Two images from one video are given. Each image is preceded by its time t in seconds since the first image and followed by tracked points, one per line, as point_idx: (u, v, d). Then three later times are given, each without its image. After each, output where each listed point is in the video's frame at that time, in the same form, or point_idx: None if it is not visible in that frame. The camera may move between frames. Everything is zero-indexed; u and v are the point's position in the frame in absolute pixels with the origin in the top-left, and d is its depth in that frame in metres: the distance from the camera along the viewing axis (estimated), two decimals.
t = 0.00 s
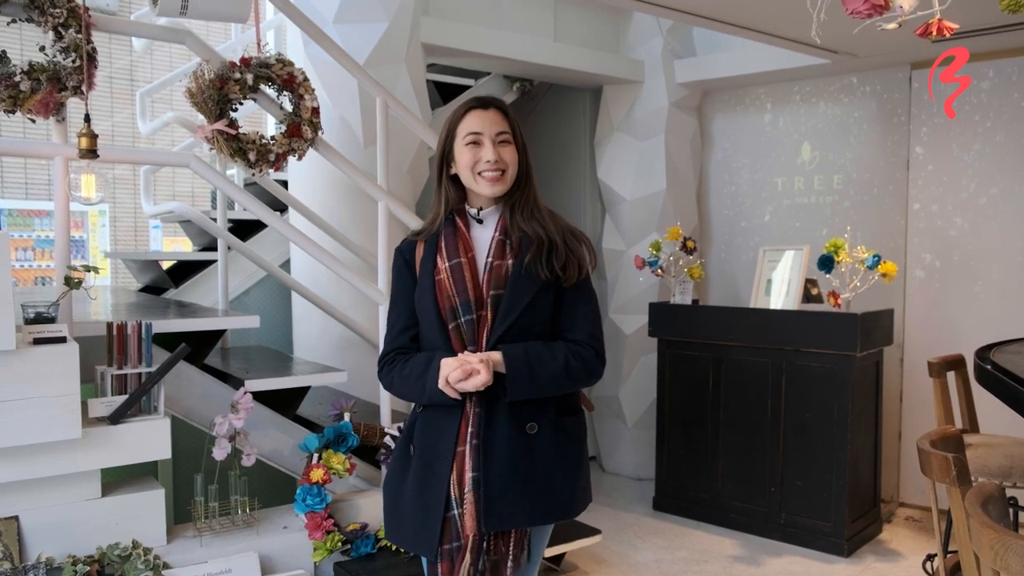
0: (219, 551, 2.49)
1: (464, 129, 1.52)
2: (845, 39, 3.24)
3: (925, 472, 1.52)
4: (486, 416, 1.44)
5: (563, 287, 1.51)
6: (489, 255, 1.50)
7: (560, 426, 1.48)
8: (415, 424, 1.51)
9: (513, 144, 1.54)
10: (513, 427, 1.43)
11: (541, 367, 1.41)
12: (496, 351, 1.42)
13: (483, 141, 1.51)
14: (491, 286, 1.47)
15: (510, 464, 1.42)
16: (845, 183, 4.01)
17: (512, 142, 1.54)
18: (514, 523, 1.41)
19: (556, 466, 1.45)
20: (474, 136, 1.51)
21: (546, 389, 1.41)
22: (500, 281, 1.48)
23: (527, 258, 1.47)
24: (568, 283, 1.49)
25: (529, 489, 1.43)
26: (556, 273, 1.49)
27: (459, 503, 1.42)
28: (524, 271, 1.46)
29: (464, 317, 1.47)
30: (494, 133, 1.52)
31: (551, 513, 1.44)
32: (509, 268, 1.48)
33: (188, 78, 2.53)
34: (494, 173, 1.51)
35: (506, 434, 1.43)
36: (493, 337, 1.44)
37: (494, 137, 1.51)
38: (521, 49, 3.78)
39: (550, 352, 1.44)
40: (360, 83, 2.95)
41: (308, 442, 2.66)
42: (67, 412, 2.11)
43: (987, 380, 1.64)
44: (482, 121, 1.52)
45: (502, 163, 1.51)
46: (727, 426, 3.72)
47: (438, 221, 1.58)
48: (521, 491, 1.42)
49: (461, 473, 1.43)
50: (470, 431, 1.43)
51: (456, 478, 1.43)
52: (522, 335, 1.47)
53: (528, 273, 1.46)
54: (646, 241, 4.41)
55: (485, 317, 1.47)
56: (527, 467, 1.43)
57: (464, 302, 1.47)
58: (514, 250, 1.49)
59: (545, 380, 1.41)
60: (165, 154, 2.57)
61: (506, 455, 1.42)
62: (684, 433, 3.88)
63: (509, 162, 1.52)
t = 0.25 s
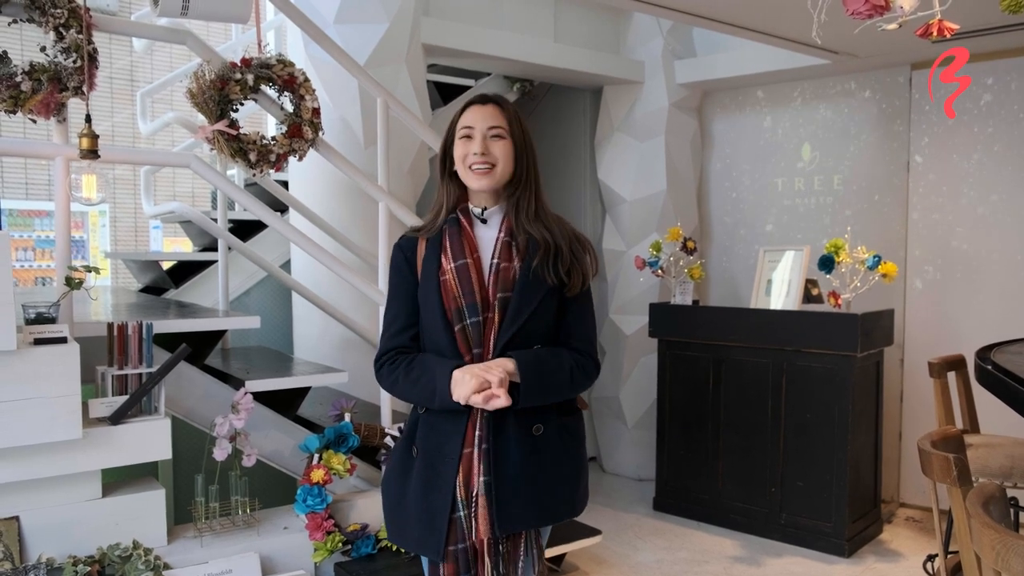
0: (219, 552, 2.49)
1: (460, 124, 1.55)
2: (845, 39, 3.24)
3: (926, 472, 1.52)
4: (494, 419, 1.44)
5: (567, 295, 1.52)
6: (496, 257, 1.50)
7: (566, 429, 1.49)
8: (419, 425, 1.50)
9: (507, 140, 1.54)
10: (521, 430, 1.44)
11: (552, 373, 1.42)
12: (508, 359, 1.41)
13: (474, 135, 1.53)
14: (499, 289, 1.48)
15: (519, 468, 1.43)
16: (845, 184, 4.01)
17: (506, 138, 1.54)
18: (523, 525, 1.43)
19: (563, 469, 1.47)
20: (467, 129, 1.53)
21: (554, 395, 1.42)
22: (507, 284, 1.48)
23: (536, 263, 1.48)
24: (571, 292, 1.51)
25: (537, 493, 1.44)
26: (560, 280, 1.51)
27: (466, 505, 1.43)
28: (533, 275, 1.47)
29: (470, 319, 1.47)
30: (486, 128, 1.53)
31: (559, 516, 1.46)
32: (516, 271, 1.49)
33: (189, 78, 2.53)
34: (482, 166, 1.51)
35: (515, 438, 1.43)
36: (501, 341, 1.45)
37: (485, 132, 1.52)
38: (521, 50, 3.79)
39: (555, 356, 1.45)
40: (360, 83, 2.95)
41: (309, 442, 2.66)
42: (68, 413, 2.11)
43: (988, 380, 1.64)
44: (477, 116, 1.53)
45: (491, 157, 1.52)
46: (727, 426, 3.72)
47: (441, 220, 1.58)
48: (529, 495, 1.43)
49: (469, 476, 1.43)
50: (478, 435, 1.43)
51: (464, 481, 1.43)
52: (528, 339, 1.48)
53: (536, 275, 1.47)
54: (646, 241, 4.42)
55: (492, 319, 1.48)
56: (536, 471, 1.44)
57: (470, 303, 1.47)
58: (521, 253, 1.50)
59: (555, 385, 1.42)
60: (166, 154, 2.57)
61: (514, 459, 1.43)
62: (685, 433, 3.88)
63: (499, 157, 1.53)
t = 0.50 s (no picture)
0: (219, 553, 2.49)
1: (486, 126, 1.54)
2: (846, 40, 3.24)
3: (927, 473, 1.52)
4: (482, 418, 1.44)
5: (563, 315, 1.52)
6: (499, 258, 1.51)
7: (556, 433, 1.50)
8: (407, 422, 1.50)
9: (523, 155, 1.52)
10: (510, 431, 1.45)
11: (544, 376, 1.42)
12: (499, 357, 1.41)
13: (492, 142, 1.52)
14: (498, 289, 1.48)
15: (505, 467, 1.43)
16: (845, 184, 4.01)
17: (522, 153, 1.52)
18: (505, 525, 1.43)
19: (549, 471, 1.47)
20: (489, 134, 1.52)
21: (545, 398, 1.42)
22: (507, 285, 1.49)
23: (539, 273, 1.48)
24: (569, 315, 1.51)
25: (522, 493, 1.44)
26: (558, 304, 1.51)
27: (450, 503, 1.42)
28: (534, 284, 1.48)
29: (468, 316, 1.47)
30: (506, 139, 1.51)
31: (544, 518, 1.46)
32: (517, 274, 1.49)
33: (190, 79, 2.53)
34: (490, 174, 1.52)
35: (503, 437, 1.44)
36: (497, 340, 1.45)
37: (503, 143, 1.51)
38: (522, 50, 3.79)
39: (548, 362, 1.45)
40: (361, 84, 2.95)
41: (309, 443, 2.65)
42: (68, 413, 2.11)
43: (989, 381, 1.64)
44: (502, 123, 1.52)
45: (501, 169, 1.51)
46: (727, 427, 3.72)
47: (449, 218, 1.58)
48: (513, 495, 1.43)
49: (454, 473, 1.43)
50: (465, 432, 1.43)
51: (449, 479, 1.43)
52: (523, 341, 1.48)
53: (538, 284, 1.48)
54: (646, 242, 4.42)
55: (489, 318, 1.48)
56: (522, 471, 1.44)
57: (470, 302, 1.47)
58: (524, 258, 1.50)
59: (548, 388, 1.42)
60: (167, 155, 2.57)
61: (501, 458, 1.43)
62: (685, 434, 3.88)
63: (509, 171, 1.51)
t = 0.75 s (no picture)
0: (219, 553, 2.49)
1: (489, 126, 1.56)
2: (846, 41, 3.24)
3: (928, 475, 1.52)
4: (483, 417, 1.44)
5: (564, 315, 1.52)
6: (499, 258, 1.51)
7: (555, 433, 1.50)
8: (408, 421, 1.50)
9: (527, 153, 1.53)
10: (510, 430, 1.44)
11: (543, 375, 1.42)
12: (500, 356, 1.41)
13: (496, 140, 1.53)
14: (498, 289, 1.48)
15: (505, 467, 1.43)
16: (846, 186, 4.01)
17: (525, 152, 1.53)
18: (505, 526, 1.42)
19: (549, 472, 1.47)
20: (492, 133, 1.54)
21: (545, 397, 1.42)
22: (507, 285, 1.48)
23: (540, 273, 1.48)
24: (568, 314, 1.51)
25: (522, 493, 1.43)
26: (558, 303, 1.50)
27: (451, 502, 1.42)
28: (534, 282, 1.48)
29: (468, 316, 1.47)
30: (510, 136, 1.53)
31: (544, 518, 1.45)
32: (517, 274, 1.49)
33: (190, 79, 2.53)
34: (494, 172, 1.52)
35: (503, 437, 1.44)
36: (497, 340, 1.45)
37: (507, 141, 1.52)
38: (522, 51, 3.79)
39: (551, 363, 1.45)
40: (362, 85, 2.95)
41: (310, 444, 2.64)
42: (68, 414, 2.11)
43: (989, 382, 1.64)
44: (505, 122, 1.54)
45: (505, 167, 1.52)
46: (727, 428, 3.72)
47: (450, 219, 1.58)
48: (514, 494, 1.43)
49: (454, 472, 1.42)
50: (465, 431, 1.43)
51: (449, 478, 1.43)
52: (523, 340, 1.48)
53: (538, 283, 1.48)
54: (646, 243, 4.42)
55: (489, 318, 1.48)
56: (522, 471, 1.44)
57: (469, 301, 1.47)
58: (525, 258, 1.50)
59: (547, 388, 1.42)
60: (168, 156, 2.57)
61: (501, 458, 1.43)
62: (685, 435, 3.88)
63: (513, 168, 1.52)
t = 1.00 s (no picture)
0: (219, 554, 2.48)
1: (482, 127, 1.57)
2: (846, 42, 3.24)
3: (928, 475, 1.52)
4: (486, 418, 1.44)
5: (564, 313, 1.52)
6: (499, 258, 1.51)
7: (558, 433, 1.49)
8: (411, 422, 1.50)
9: (519, 151, 1.54)
10: (513, 431, 1.44)
11: (545, 376, 1.42)
12: (502, 357, 1.41)
13: (488, 140, 1.54)
14: (499, 290, 1.48)
15: (508, 468, 1.43)
16: (846, 186, 4.01)
17: (518, 149, 1.54)
18: (509, 526, 1.42)
19: (552, 472, 1.46)
20: (484, 134, 1.55)
21: (547, 397, 1.42)
22: (508, 286, 1.48)
23: (539, 272, 1.48)
24: (568, 312, 1.51)
25: (526, 493, 1.43)
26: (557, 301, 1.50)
27: (455, 503, 1.42)
28: (534, 282, 1.47)
29: (469, 317, 1.47)
30: (501, 136, 1.54)
31: (548, 518, 1.45)
32: (518, 274, 1.49)
33: (190, 81, 2.53)
34: (488, 172, 1.53)
35: (506, 438, 1.44)
36: (498, 341, 1.45)
37: (499, 140, 1.53)
38: (522, 52, 3.79)
39: (552, 363, 1.45)
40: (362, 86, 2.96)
41: (309, 445, 2.65)
42: (68, 415, 2.11)
43: (990, 382, 1.64)
44: (496, 122, 1.55)
45: (497, 165, 1.53)
46: (727, 429, 3.72)
47: (449, 221, 1.59)
48: (518, 495, 1.43)
49: (458, 473, 1.42)
50: (468, 432, 1.43)
51: (453, 479, 1.42)
52: (524, 341, 1.47)
53: (538, 282, 1.48)
54: (646, 244, 4.42)
55: (490, 318, 1.47)
56: (526, 472, 1.44)
57: (470, 302, 1.47)
58: (524, 258, 1.50)
59: (549, 388, 1.42)
60: (168, 157, 2.56)
61: (504, 459, 1.43)
62: (685, 436, 3.88)
63: (506, 167, 1.53)
